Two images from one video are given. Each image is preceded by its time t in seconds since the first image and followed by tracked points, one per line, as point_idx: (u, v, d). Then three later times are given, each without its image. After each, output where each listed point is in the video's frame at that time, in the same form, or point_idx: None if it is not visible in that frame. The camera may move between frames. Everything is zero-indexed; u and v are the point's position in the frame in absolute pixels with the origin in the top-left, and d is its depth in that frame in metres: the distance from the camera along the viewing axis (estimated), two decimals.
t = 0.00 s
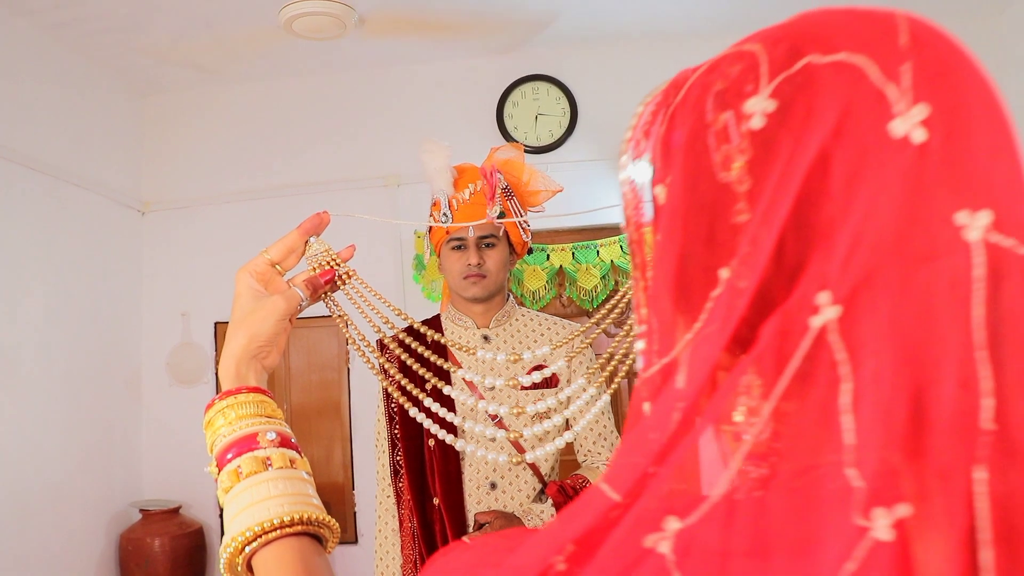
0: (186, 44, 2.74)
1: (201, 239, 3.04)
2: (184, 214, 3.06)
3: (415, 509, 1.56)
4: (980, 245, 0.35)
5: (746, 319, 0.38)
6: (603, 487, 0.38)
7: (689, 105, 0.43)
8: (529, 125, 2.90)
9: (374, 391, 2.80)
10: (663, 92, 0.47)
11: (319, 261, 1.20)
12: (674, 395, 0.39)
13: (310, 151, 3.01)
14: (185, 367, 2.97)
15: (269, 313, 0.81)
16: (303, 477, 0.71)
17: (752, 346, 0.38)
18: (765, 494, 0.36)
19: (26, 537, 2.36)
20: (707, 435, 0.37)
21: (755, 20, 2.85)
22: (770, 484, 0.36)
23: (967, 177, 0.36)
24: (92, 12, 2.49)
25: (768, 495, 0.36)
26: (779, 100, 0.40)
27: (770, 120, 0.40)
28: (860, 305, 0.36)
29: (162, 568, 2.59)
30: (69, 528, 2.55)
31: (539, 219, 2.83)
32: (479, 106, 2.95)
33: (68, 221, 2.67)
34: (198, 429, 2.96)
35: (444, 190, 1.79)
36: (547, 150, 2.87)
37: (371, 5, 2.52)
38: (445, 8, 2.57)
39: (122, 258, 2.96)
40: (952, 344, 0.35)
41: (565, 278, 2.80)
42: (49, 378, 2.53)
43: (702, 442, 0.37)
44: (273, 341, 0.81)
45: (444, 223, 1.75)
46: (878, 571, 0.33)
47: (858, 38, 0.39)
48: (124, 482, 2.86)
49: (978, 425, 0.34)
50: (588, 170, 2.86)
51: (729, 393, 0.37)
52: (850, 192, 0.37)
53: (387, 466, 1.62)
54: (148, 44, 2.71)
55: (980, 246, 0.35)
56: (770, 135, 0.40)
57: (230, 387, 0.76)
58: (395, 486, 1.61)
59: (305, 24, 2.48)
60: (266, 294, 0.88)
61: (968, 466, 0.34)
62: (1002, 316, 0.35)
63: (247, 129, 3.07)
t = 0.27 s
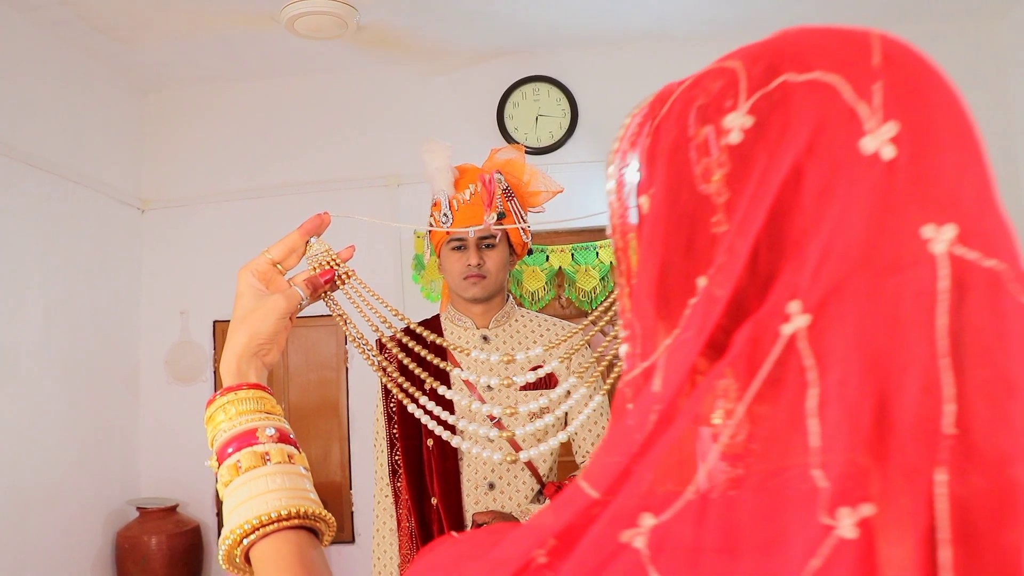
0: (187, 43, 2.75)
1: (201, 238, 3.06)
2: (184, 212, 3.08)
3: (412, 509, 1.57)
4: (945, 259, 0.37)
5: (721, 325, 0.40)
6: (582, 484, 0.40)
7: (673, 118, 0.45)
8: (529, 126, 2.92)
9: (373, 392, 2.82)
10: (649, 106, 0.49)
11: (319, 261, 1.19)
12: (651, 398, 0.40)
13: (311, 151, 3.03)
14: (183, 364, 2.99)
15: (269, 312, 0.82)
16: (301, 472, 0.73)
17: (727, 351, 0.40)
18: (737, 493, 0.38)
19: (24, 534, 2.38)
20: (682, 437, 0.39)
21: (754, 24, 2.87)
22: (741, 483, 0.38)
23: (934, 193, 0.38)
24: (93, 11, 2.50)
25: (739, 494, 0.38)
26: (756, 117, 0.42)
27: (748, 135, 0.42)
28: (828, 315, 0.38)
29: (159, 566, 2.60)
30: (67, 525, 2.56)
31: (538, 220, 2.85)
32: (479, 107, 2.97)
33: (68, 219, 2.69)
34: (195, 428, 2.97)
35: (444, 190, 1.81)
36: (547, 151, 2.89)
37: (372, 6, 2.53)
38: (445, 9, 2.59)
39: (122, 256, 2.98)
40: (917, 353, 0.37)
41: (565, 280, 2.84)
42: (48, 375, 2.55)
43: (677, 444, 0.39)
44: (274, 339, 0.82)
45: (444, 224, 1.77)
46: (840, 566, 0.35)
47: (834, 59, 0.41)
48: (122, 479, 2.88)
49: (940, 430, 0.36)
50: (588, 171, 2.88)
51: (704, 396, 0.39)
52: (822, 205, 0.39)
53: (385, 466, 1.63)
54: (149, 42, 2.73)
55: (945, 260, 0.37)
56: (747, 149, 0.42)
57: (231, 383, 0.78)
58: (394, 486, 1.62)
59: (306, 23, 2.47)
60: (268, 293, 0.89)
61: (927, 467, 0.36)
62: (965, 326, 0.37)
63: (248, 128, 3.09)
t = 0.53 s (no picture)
0: (189, 41, 2.76)
1: (200, 236, 3.07)
2: (183, 210, 3.09)
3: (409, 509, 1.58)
4: (913, 271, 0.39)
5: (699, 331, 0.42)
6: (564, 482, 0.42)
7: (657, 130, 0.47)
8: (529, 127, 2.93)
9: (369, 393, 2.84)
10: (635, 117, 0.50)
11: (318, 261, 1.20)
12: (631, 400, 0.42)
13: (311, 150, 3.04)
14: (181, 361, 3.00)
15: (269, 310, 0.84)
16: (297, 468, 0.75)
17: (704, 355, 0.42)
18: (710, 491, 0.40)
19: (22, 530, 2.39)
20: (660, 437, 0.41)
21: (753, 28, 2.89)
22: (714, 482, 0.40)
23: (903, 207, 0.40)
24: (95, 8, 2.52)
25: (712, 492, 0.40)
26: (735, 131, 0.43)
27: (728, 149, 0.43)
28: (799, 322, 0.40)
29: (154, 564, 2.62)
30: (63, 522, 2.57)
31: (537, 222, 2.87)
32: (478, 108, 2.99)
33: (68, 215, 2.70)
34: (192, 426, 2.99)
35: (444, 191, 1.81)
36: (546, 152, 2.90)
37: (374, 6, 2.54)
38: (446, 10, 2.61)
39: (121, 254, 3.00)
40: (884, 360, 0.39)
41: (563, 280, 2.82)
42: (46, 372, 2.56)
43: (656, 445, 0.41)
44: (273, 336, 0.84)
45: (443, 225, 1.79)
46: (806, 561, 0.37)
47: (811, 76, 0.43)
48: (119, 476, 2.89)
49: (905, 434, 0.38)
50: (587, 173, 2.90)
51: (682, 398, 0.41)
52: (795, 219, 0.41)
53: (383, 465, 1.64)
54: (151, 39, 2.74)
55: (912, 272, 0.39)
56: (726, 162, 0.43)
57: (230, 379, 0.80)
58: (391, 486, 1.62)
59: (308, 22, 2.48)
60: (269, 292, 0.91)
61: (890, 468, 0.38)
62: (930, 335, 0.39)
63: (248, 126, 3.11)
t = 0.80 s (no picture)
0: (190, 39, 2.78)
1: (199, 234, 3.08)
2: (183, 209, 3.10)
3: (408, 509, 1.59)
4: (894, 278, 0.40)
5: (684, 332, 0.43)
6: (554, 480, 0.43)
7: (649, 135, 0.47)
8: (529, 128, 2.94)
9: (368, 393, 2.85)
10: (627, 123, 0.51)
11: (319, 261, 1.20)
12: (618, 400, 0.43)
13: (311, 149, 3.05)
14: (180, 360, 3.01)
15: (271, 310, 0.85)
16: (296, 465, 0.76)
17: (692, 356, 0.43)
18: (695, 490, 0.41)
19: (19, 527, 2.39)
20: (647, 435, 0.42)
21: (752, 29, 2.90)
22: (701, 482, 0.41)
23: (885, 217, 0.41)
24: (97, 5, 2.53)
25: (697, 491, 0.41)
26: (723, 139, 0.44)
27: (716, 157, 0.44)
28: (782, 326, 0.41)
29: (152, 563, 2.63)
30: (61, 519, 2.58)
31: (537, 223, 2.88)
32: (479, 108, 3.00)
33: (68, 212, 2.71)
34: (191, 424, 3.00)
35: (444, 191, 1.82)
36: (547, 152, 2.91)
37: (374, 5, 2.55)
38: (446, 10, 2.62)
39: (121, 252, 3.01)
40: (865, 364, 0.40)
41: (562, 281, 2.81)
42: (45, 369, 2.57)
43: (644, 443, 0.42)
44: (274, 335, 0.86)
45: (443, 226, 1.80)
46: (787, 559, 0.39)
47: (798, 88, 0.44)
48: (116, 475, 2.90)
49: (885, 435, 0.40)
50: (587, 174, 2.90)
51: (670, 399, 0.42)
52: (780, 226, 0.42)
53: (382, 465, 1.65)
54: (151, 37, 2.75)
55: (894, 279, 0.40)
56: (714, 168, 0.44)
57: (232, 377, 0.82)
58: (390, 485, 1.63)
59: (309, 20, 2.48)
60: (269, 292, 0.92)
61: (871, 468, 0.40)
62: (909, 341, 0.40)
63: (248, 125, 3.12)
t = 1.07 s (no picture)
0: (192, 37, 2.79)
1: (199, 231, 3.10)
2: (183, 206, 3.12)
3: (405, 508, 1.60)
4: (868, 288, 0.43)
5: (665, 337, 0.45)
6: (539, 478, 0.46)
7: (637, 146, 0.49)
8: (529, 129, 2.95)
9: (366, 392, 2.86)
10: (616, 131, 0.53)
11: (320, 262, 1.22)
12: (600, 401, 0.45)
13: (312, 148, 3.07)
14: (178, 357, 3.02)
15: (272, 310, 0.87)
16: (294, 461, 0.77)
17: (673, 360, 0.45)
18: (672, 489, 0.43)
19: (16, 521, 2.40)
20: (628, 436, 0.44)
21: (752, 32, 2.91)
22: (679, 480, 0.43)
23: (862, 230, 0.43)
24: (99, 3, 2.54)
25: (674, 490, 0.43)
26: (707, 151, 0.46)
27: (700, 168, 0.46)
28: (760, 333, 0.43)
29: (147, 560, 2.64)
30: (58, 515, 2.59)
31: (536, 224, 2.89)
32: (479, 110, 3.01)
33: (67, 209, 2.72)
34: (188, 421, 3.01)
35: (444, 191, 1.82)
36: (547, 153, 2.92)
37: (376, 5, 2.57)
38: (447, 10, 2.63)
39: (119, 249, 3.02)
40: (839, 369, 0.42)
41: (561, 282, 2.81)
42: (43, 364, 2.58)
43: (624, 443, 0.44)
44: (274, 335, 0.88)
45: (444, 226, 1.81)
46: (759, 556, 0.41)
47: (780, 102, 0.45)
48: (113, 471, 2.91)
49: (857, 439, 0.42)
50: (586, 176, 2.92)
51: (650, 402, 0.44)
52: (761, 236, 0.44)
53: (379, 464, 1.67)
54: (153, 34, 2.77)
55: (869, 289, 0.42)
56: (698, 179, 0.46)
57: (232, 375, 0.84)
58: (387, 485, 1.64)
59: (310, 19, 2.51)
60: (270, 291, 0.94)
61: (842, 470, 0.42)
62: (881, 348, 0.43)
63: (249, 123, 3.13)
